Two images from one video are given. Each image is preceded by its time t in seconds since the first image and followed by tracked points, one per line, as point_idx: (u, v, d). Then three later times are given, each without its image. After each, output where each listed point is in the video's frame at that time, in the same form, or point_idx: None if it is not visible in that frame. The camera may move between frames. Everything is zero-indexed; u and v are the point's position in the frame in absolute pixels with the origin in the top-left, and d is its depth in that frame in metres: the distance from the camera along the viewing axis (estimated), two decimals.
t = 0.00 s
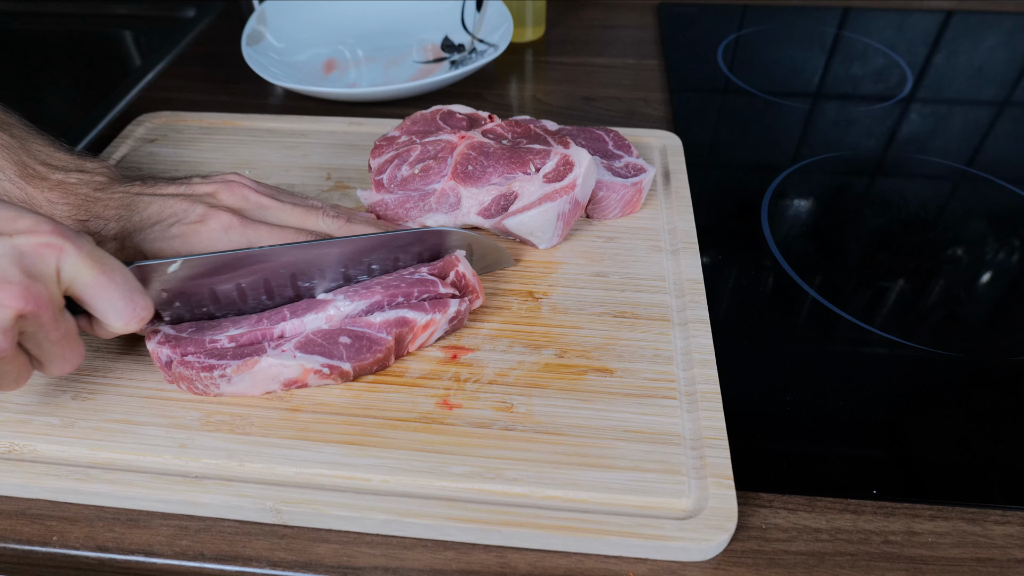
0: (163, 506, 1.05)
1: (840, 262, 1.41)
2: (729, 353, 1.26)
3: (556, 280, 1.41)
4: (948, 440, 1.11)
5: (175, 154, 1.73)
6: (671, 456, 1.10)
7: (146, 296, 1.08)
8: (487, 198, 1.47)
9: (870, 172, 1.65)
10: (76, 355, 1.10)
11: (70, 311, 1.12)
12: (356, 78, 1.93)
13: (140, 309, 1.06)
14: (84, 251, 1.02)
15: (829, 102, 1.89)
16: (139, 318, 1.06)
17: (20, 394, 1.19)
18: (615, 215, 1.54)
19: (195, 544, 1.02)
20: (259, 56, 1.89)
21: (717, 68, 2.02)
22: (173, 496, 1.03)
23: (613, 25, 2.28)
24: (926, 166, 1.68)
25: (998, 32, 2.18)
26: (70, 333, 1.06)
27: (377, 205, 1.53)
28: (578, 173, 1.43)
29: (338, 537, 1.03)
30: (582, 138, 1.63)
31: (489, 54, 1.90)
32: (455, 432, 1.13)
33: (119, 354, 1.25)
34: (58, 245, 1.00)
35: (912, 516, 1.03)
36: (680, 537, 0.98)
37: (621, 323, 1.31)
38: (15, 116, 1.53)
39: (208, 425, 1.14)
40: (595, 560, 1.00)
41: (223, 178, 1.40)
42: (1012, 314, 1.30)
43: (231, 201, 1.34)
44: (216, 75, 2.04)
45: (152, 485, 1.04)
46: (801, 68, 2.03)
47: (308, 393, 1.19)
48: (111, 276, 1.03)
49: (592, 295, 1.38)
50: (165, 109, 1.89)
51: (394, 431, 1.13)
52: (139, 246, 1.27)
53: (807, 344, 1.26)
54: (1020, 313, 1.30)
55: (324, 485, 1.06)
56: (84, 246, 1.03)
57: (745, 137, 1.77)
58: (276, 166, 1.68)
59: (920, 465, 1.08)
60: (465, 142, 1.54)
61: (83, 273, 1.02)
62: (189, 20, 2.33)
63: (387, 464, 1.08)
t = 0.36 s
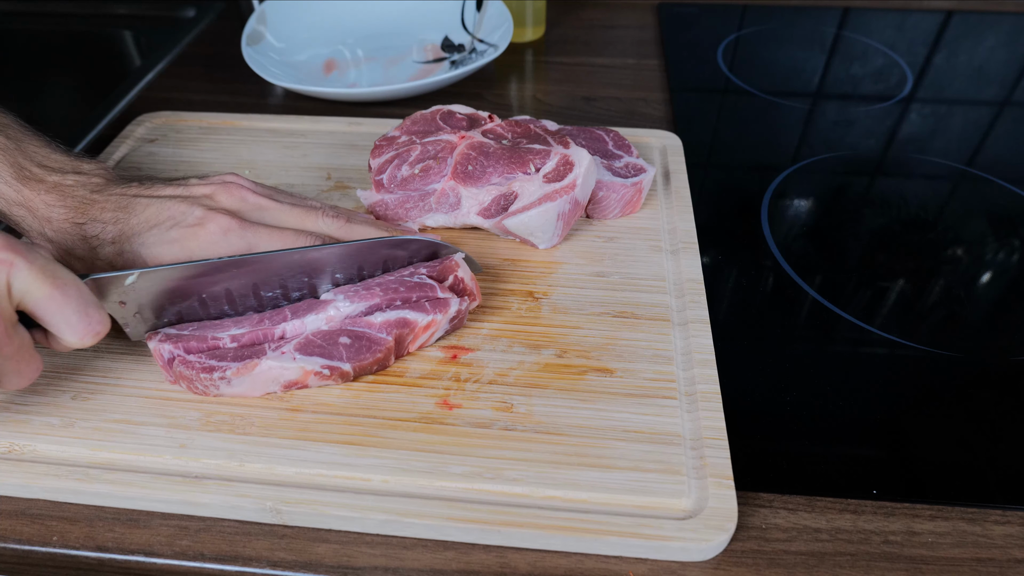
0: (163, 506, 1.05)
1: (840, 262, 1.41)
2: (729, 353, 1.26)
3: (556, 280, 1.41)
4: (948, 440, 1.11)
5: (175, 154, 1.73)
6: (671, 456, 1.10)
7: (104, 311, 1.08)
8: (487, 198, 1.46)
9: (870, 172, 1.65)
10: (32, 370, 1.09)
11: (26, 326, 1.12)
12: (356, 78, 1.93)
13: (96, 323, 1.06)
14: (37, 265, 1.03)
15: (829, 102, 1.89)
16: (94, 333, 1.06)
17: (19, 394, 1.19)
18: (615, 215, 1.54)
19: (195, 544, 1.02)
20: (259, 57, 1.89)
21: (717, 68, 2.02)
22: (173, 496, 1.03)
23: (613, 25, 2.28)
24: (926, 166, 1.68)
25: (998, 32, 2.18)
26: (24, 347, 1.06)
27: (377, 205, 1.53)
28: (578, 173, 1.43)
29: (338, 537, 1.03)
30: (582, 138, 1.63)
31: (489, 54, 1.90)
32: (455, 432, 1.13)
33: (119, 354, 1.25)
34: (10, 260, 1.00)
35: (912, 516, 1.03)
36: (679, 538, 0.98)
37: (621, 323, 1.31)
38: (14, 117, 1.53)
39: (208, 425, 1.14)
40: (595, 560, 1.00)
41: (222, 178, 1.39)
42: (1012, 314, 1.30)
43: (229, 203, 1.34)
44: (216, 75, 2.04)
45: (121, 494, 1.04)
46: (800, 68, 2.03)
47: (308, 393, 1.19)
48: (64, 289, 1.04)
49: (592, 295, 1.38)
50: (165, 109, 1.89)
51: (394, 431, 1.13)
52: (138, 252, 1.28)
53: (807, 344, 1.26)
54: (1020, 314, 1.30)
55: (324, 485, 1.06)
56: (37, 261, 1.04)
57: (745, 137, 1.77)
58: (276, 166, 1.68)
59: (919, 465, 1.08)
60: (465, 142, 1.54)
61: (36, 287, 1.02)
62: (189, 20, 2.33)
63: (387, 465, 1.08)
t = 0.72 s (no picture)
0: (163, 506, 1.05)
1: (840, 262, 1.41)
2: (729, 353, 1.26)
3: (556, 280, 1.41)
4: (948, 440, 1.11)
5: (175, 154, 1.73)
6: (671, 456, 1.10)
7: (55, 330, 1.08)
8: (487, 198, 1.46)
9: (870, 172, 1.65)
10: None
11: None
12: (356, 78, 1.93)
13: (47, 344, 1.05)
14: None
15: (829, 102, 1.90)
16: (47, 354, 1.05)
17: (19, 394, 1.18)
18: (615, 215, 1.54)
19: (195, 544, 1.02)
20: (258, 57, 1.89)
21: (717, 69, 2.02)
22: (173, 496, 1.03)
23: (614, 25, 2.28)
24: (926, 166, 1.68)
25: (997, 32, 2.18)
26: None
27: (377, 205, 1.53)
28: (578, 173, 1.43)
29: (338, 537, 1.03)
30: (582, 138, 1.63)
31: (489, 54, 1.90)
32: (455, 432, 1.13)
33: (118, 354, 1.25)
34: None
35: (912, 516, 1.03)
36: (680, 538, 0.98)
37: (621, 323, 1.31)
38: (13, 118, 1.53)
39: (208, 425, 1.14)
40: (595, 560, 1.00)
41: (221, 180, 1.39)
42: (1012, 314, 1.30)
43: (231, 204, 1.33)
44: (216, 75, 2.04)
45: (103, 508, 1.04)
46: (800, 68, 2.03)
47: (308, 393, 1.19)
48: (15, 311, 1.03)
49: (592, 295, 1.38)
50: (165, 109, 1.89)
51: (393, 431, 1.13)
52: (138, 253, 1.27)
53: (808, 344, 1.26)
54: (1020, 314, 1.30)
55: (324, 485, 1.06)
56: None
57: (745, 137, 1.77)
58: (276, 166, 1.68)
59: (919, 465, 1.08)
60: (465, 142, 1.54)
61: None
62: (189, 20, 2.32)
63: (387, 465, 1.08)
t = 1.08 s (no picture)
0: (163, 506, 1.05)
1: (840, 262, 1.41)
2: (729, 353, 1.26)
3: (556, 280, 1.41)
4: (948, 440, 1.11)
5: (175, 154, 1.73)
6: (671, 456, 1.10)
7: (22, 351, 1.12)
8: (487, 198, 1.47)
9: (870, 172, 1.65)
10: None
11: None
12: (356, 78, 1.93)
13: (14, 366, 1.09)
14: None
15: (829, 102, 1.89)
16: (13, 375, 1.09)
17: (20, 394, 1.19)
18: (615, 215, 1.54)
19: (195, 544, 1.02)
20: (259, 57, 1.89)
21: (717, 69, 2.02)
22: (173, 497, 1.03)
23: (614, 25, 2.28)
24: (926, 166, 1.68)
25: (998, 32, 2.18)
26: None
27: (377, 204, 1.53)
28: (578, 173, 1.43)
29: (338, 537, 1.03)
30: (581, 138, 1.63)
31: (489, 54, 1.90)
32: (455, 432, 1.13)
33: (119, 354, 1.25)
34: None
35: (912, 517, 1.03)
36: (679, 538, 0.98)
37: (621, 323, 1.31)
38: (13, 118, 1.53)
39: (208, 425, 1.14)
40: (595, 560, 1.00)
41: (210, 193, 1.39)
42: (1012, 314, 1.30)
43: (231, 206, 1.33)
44: (216, 75, 2.04)
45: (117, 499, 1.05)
46: (800, 68, 2.03)
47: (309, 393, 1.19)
48: None
49: (592, 295, 1.38)
50: (165, 109, 1.89)
51: (393, 431, 1.13)
52: (139, 258, 1.28)
53: (808, 344, 1.26)
54: (1019, 314, 1.30)
55: (324, 485, 1.06)
56: None
57: (745, 137, 1.77)
58: (276, 166, 1.68)
59: (919, 464, 1.08)
60: (465, 142, 1.54)
61: None
62: (189, 20, 2.32)
63: (387, 465, 1.08)
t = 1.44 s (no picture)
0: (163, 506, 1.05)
1: (840, 262, 1.41)
2: (729, 353, 1.26)
3: (556, 280, 1.41)
4: (948, 440, 1.11)
5: (175, 154, 1.73)
6: (671, 455, 1.10)
7: None
8: (487, 198, 1.46)
9: (870, 172, 1.65)
10: None
11: None
12: (356, 78, 1.93)
13: None
14: None
15: (829, 102, 1.90)
16: None
17: (20, 393, 1.18)
18: (615, 215, 1.54)
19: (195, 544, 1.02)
20: (259, 56, 1.89)
21: (717, 69, 2.02)
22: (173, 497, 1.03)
23: (614, 25, 2.28)
24: (926, 166, 1.68)
25: (997, 32, 2.18)
26: None
27: (377, 204, 1.52)
28: (578, 173, 1.43)
29: (338, 537, 1.02)
30: (582, 138, 1.63)
31: (489, 54, 1.90)
32: (455, 431, 1.13)
33: (118, 354, 1.25)
34: None
35: (912, 516, 1.03)
36: (680, 538, 0.98)
37: (621, 323, 1.31)
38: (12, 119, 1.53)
39: (208, 425, 1.14)
40: (595, 560, 1.00)
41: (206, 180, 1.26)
42: (1012, 314, 1.30)
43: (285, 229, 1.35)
44: (216, 75, 2.04)
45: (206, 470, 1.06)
46: (800, 68, 2.03)
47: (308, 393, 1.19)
48: None
49: (592, 295, 1.37)
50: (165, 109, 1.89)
51: (393, 431, 1.13)
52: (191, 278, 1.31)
53: (808, 344, 1.26)
54: (1019, 314, 1.30)
55: (323, 485, 1.06)
56: None
57: (746, 137, 1.77)
58: (277, 166, 1.68)
59: (919, 464, 1.08)
60: (465, 142, 1.54)
61: None
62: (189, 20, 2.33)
63: (387, 464, 1.08)
